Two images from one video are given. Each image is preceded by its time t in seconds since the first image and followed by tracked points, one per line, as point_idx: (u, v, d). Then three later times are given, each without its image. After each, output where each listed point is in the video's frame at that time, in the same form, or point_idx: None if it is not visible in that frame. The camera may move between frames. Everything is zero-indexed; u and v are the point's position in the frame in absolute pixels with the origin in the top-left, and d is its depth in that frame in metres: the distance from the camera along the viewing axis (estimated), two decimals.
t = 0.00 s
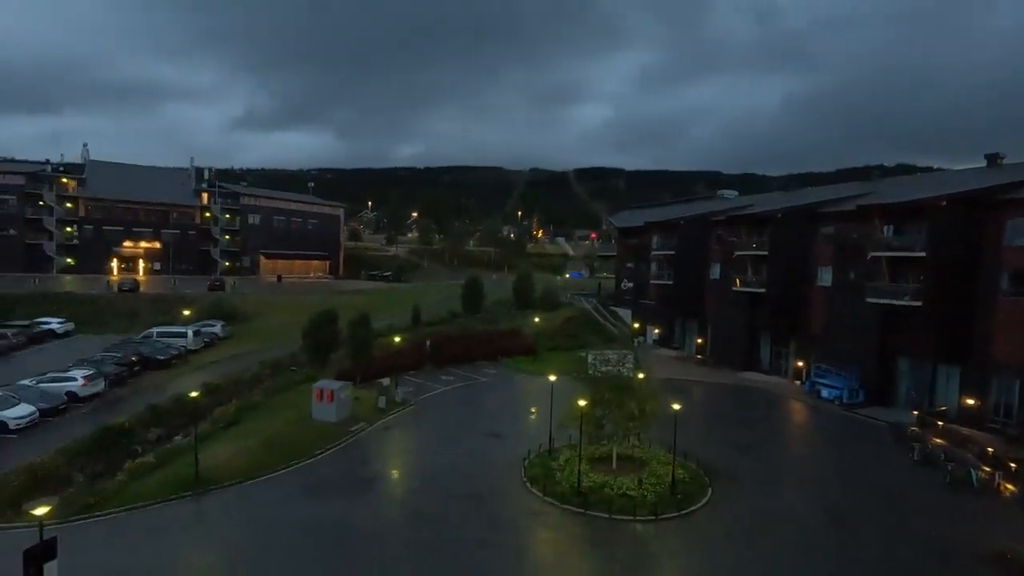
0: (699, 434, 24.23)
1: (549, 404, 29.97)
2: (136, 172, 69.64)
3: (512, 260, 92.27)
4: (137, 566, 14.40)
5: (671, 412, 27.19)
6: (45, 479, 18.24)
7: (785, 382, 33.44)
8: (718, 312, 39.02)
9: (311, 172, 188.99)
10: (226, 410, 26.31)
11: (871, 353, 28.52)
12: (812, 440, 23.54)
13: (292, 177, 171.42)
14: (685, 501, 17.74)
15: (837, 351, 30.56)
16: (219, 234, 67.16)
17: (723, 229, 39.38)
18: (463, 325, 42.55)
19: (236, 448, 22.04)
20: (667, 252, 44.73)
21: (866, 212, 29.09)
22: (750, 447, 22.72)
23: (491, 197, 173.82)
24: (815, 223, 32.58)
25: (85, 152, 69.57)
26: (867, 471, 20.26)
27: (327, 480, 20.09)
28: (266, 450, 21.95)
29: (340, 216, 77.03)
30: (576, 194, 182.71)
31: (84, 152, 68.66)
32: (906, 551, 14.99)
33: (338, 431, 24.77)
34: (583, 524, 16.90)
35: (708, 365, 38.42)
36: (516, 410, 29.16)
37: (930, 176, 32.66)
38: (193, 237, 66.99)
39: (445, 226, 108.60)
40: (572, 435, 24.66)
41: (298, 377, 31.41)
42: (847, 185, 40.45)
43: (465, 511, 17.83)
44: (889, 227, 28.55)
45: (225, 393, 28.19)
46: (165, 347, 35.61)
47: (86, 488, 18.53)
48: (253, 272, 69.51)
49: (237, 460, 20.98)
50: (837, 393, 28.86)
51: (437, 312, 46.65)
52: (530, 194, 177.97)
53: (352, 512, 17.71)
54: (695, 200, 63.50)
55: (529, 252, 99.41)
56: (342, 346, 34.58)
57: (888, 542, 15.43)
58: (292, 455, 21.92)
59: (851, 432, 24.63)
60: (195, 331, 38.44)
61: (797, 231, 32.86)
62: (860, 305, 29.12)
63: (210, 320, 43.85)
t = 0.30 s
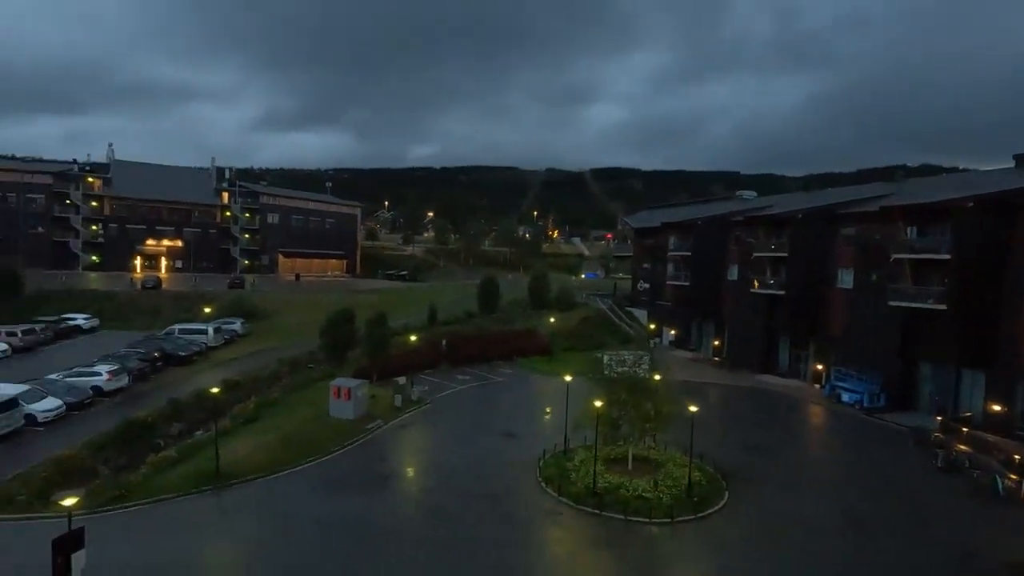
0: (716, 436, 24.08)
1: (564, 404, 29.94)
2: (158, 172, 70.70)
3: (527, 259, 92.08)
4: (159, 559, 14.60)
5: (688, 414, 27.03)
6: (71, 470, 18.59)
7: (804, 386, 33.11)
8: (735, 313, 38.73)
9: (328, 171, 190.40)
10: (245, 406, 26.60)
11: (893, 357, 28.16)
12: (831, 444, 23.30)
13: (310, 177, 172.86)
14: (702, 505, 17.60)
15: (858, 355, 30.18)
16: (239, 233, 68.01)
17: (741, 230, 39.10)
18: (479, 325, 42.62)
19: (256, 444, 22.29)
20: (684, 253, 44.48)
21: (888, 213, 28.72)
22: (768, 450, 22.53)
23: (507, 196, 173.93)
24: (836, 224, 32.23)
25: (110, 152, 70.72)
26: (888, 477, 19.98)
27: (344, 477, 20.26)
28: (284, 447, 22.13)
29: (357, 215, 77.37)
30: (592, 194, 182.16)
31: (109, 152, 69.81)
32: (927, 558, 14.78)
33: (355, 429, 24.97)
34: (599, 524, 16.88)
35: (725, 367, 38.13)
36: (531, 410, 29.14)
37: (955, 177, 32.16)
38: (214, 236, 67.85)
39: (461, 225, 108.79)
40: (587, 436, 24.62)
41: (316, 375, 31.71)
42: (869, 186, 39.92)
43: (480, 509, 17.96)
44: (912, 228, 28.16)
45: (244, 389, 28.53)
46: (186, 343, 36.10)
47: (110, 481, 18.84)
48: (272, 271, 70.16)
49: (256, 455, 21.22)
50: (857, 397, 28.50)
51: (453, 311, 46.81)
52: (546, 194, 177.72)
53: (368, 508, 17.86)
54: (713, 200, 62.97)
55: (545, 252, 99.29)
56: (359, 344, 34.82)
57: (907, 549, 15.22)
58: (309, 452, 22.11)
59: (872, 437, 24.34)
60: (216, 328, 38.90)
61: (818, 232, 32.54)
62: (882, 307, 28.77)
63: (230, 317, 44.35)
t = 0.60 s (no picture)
0: (733, 437, 23.89)
1: (580, 404, 29.83)
2: (179, 170, 71.58)
3: (542, 258, 91.84)
4: (179, 551, 14.77)
5: (706, 415, 26.82)
6: (94, 462, 18.86)
7: (824, 387, 32.71)
8: (753, 313, 38.37)
9: (344, 170, 191.41)
10: (264, 402, 26.84)
11: (915, 358, 27.76)
12: (850, 447, 23.02)
13: (327, 175, 173.99)
14: (719, 506, 17.46)
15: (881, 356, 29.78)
16: (258, 231, 68.83)
17: (759, 230, 38.73)
18: (494, 323, 42.61)
19: (273, 439, 22.47)
20: (701, 253, 44.15)
21: (912, 212, 28.29)
22: (786, 452, 22.29)
23: (523, 195, 173.69)
24: (857, 224, 31.81)
25: (132, 151, 71.69)
26: (909, 481, 19.71)
27: (360, 473, 20.37)
28: (301, 442, 22.27)
29: (373, 213, 77.30)
30: (607, 193, 181.34)
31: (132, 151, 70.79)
32: (950, 563, 14.56)
33: (372, 425, 25.08)
34: (615, 523, 16.82)
35: (743, 368, 37.78)
36: (545, 409, 29.06)
37: (979, 176, 31.61)
38: (233, 234, 68.44)
39: (476, 224, 108.80)
40: (603, 436, 24.51)
41: (333, 372, 31.92)
42: (890, 185, 39.36)
43: (496, 506, 17.96)
44: (937, 228, 27.63)
45: (263, 385, 28.78)
46: (207, 339, 36.48)
47: (133, 473, 19.08)
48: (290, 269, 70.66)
49: (274, 450, 21.40)
50: (879, 399, 28.07)
51: (468, 310, 46.86)
52: (561, 193, 177.28)
53: (385, 504, 17.94)
54: (731, 199, 62.38)
55: (560, 252, 99.01)
56: (376, 341, 34.99)
57: (928, 553, 15.02)
58: (326, 448, 22.26)
59: (893, 440, 24.00)
60: (236, 325, 39.27)
61: (839, 232, 32.15)
62: (905, 308, 28.35)
63: (249, 314, 44.77)
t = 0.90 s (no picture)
0: (750, 438, 23.71)
1: (595, 403, 29.78)
2: (199, 168, 72.38)
3: (556, 256, 91.62)
4: (201, 543, 14.95)
5: (723, 415, 26.63)
6: (118, 454, 19.15)
7: (843, 389, 32.34)
8: (770, 313, 38.03)
9: (359, 168, 192.27)
10: (282, 397, 27.08)
11: (938, 360, 27.37)
12: (870, 449, 22.78)
13: (343, 174, 174.95)
14: (737, 507, 17.34)
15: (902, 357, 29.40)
16: (275, 228, 69.30)
17: (778, 229, 38.38)
18: (509, 321, 42.66)
19: (292, 434, 22.67)
20: (718, 251, 43.84)
21: (937, 211, 27.85)
22: (805, 454, 22.09)
23: (537, 194, 173.43)
24: (879, 223, 31.40)
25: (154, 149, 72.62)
26: (932, 484, 19.44)
27: (377, 468, 20.51)
28: (319, 437, 22.42)
29: (388, 211, 77.68)
30: (623, 192, 180.54)
31: (153, 149, 71.74)
32: (974, 569, 14.35)
33: (388, 422, 25.19)
34: (632, 523, 16.76)
35: (760, 368, 37.47)
36: (560, 407, 29.02)
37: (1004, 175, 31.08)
38: (252, 231, 69.09)
39: (491, 222, 108.87)
40: (619, 435, 24.43)
41: (350, 368, 32.13)
42: (912, 184, 38.79)
43: (512, 503, 17.99)
44: (963, 227, 27.23)
45: (281, 380, 29.04)
46: (226, 335, 36.88)
47: (155, 466, 19.33)
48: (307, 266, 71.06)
49: (293, 445, 21.59)
50: (900, 401, 27.69)
51: (483, 308, 46.94)
52: (576, 192, 176.87)
53: (401, 499, 18.07)
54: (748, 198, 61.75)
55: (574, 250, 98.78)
56: (392, 338, 35.15)
57: (953, 557, 14.80)
58: (343, 443, 22.41)
59: (914, 443, 23.68)
60: (254, 321, 39.66)
61: (860, 230, 31.77)
62: (928, 308, 27.93)
63: (267, 310, 45.17)
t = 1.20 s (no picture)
0: (765, 439, 23.60)
1: (608, 402, 29.76)
2: (215, 165, 73.05)
3: (568, 254, 91.42)
4: (218, 536, 15.13)
5: (737, 416, 26.52)
6: (137, 447, 19.42)
7: (859, 391, 32.08)
8: (785, 314, 37.81)
9: (373, 166, 193.08)
10: (297, 393, 27.31)
11: (957, 363, 27.08)
12: (886, 452, 22.61)
13: (356, 171, 175.68)
14: (751, 509, 17.28)
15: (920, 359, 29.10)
16: (289, 225, 69.79)
17: (794, 228, 38.09)
18: (522, 319, 42.71)
19: (306, 429, 22.87)
20: (732, 251, 43.62)
21: (959, 211, 27.51)
22: (820, 455, 21.97)
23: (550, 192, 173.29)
24: (898, 223, 31.08)
25: (172, 147, 73.36)
26: (949, 489, 19.26)
27: (391, 465, 20.65)
28: (333, 434, 22.59)
29: (401, 209, 77.94)
30: (636, 190, 179.85)
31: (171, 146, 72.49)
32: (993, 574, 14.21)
33: (402, 418, 25.37)
34: (645, 523, 16.77)
35: (775, 369, 37.23)
36: (573, 406, 29.04)
37: None
38: (266, 228, 69.66)
39: (503, 220, 108.91)
40: (632, 434, 24.43)
41: (363, 365, 32.34)
42: (932, 184, 38.34)
43: (524, 501, 18.06)
44: (985, 228, 26.90)
45: (296, 375, 29.30)
46: (242, 330, 37.23)
47: (172, 459, 19.57)
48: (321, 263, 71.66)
49: (308, 440, 21.78)
50: (918, 404, 27.41)
51: (495, 305, 47.04)
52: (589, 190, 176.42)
53: (415, 496, 18.19)
54: (763, 197, 61.29)
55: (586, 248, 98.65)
56: (405, 335, 35.32)
57: (971, 563, 14.67)
58: (358, 439, 22.58)
59: (931, 446, 23.47)
60: (269, 317, 40.01)
61: (878, 231, 31.47)
62: (948, 310, 27.62)
63: (281, 306, 45.54)
